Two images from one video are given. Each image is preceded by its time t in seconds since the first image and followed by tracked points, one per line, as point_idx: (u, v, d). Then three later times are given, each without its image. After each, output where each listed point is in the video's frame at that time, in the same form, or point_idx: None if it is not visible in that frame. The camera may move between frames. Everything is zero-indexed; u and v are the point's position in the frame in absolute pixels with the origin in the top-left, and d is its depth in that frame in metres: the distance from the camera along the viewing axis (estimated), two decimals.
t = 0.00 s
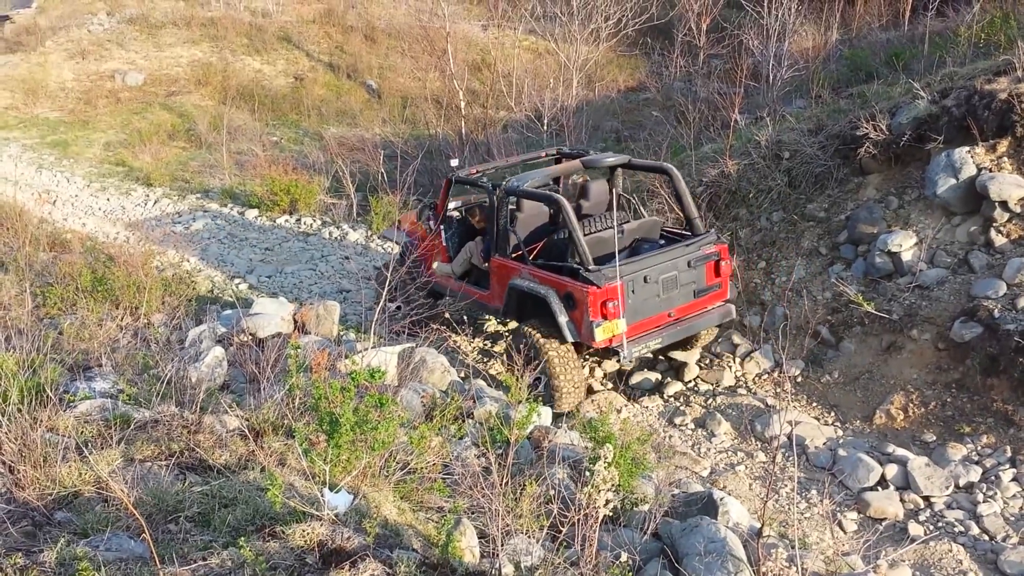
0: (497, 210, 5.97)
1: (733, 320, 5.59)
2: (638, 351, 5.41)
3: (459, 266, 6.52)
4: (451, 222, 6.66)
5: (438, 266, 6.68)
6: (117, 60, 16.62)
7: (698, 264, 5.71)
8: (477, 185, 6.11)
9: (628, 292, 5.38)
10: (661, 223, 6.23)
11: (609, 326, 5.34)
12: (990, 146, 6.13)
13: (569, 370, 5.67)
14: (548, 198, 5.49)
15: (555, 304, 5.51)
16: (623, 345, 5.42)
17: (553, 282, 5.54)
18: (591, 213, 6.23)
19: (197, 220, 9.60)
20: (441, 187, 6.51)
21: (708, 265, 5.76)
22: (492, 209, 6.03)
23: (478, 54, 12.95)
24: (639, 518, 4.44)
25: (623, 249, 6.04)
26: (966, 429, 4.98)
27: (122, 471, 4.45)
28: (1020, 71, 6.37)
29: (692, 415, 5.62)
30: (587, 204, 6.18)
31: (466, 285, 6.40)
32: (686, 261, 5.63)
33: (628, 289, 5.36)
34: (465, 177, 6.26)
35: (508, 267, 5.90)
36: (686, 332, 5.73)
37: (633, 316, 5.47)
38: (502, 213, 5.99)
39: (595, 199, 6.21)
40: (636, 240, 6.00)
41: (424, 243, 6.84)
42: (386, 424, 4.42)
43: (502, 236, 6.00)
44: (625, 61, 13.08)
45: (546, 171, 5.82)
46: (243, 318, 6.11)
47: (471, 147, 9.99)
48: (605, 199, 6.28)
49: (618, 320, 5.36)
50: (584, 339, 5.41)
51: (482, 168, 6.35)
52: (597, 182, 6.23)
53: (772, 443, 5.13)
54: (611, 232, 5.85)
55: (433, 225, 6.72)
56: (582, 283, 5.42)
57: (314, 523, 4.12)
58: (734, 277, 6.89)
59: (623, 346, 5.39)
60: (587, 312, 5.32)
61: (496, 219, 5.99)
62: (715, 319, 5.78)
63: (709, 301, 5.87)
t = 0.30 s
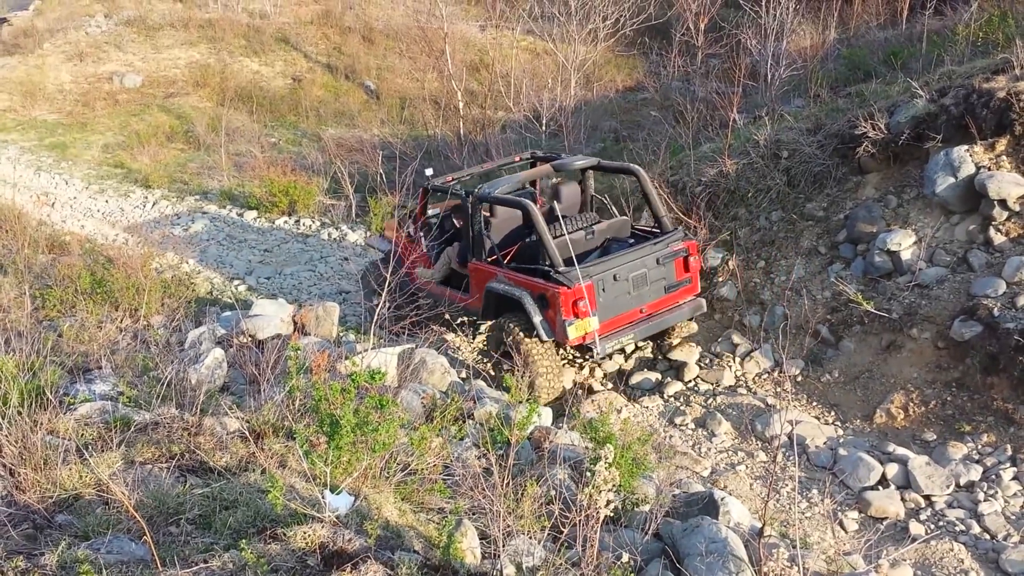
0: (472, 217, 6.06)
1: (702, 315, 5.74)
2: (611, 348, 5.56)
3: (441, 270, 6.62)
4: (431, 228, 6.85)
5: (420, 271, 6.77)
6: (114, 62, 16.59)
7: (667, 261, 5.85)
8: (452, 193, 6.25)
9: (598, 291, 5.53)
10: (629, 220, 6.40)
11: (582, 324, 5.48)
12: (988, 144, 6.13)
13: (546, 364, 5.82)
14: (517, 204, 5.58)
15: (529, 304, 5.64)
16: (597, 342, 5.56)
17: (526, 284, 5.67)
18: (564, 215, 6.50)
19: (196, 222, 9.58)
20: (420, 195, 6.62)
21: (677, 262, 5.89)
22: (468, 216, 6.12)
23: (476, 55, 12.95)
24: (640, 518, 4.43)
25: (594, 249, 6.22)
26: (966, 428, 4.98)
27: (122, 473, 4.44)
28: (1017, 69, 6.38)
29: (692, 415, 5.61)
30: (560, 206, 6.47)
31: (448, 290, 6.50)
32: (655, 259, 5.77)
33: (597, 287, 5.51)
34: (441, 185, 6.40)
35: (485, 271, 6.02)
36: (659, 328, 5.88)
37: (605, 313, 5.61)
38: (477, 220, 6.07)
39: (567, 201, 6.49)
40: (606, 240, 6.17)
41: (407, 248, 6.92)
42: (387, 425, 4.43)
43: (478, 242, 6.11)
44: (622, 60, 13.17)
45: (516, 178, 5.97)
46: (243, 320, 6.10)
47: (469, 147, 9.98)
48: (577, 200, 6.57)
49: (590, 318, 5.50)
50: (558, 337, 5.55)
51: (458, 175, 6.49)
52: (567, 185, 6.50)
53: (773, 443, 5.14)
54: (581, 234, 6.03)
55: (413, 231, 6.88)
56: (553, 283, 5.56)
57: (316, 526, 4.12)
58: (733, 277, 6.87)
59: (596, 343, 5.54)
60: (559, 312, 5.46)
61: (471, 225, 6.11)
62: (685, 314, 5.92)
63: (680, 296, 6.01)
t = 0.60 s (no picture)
0: (472, 197, 6.20)
1: (691, 297, 5.84)
2: (599, 324, 5.68)
3: (441, 253, 6.66)
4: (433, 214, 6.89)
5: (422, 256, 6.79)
6: (128, 62, 16.67)
7: (658, 245, 5.97)
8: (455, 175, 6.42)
9: (590, 268, 5.65)
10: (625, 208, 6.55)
11: (572, 297, 5.59)
12: (1003, 145, 6.09)
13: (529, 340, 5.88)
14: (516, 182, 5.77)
15: (523, 279, 5.75)
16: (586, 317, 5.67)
17: (521, 259, 5.79)
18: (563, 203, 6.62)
19: (209, 222, 9.61)
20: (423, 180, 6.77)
21: (669, 247, 6.01)
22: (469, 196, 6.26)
23: (488, 55, 12.96)
24: (653, 519, 4.41)
25: (591, 232, 6.36)
26: (980, 430, 4.94)
27: (136, 472, 4.46)
28: None
29: (704, 416, 5.58)
30: (558, 194, 6.58)
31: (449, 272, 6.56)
32: (647, 242, 5.90)
33: (589, 264, 5.63)
34: (444, 168, 6.56)
35: (483, 249, 6.13)
36: (647, 310, 5.98)
37: (595, 290, 5.73)
38: (477, 200, 6.21)
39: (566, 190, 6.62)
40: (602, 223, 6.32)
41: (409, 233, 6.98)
42: (399, 424, 4.48)
43: (478, 222, 6.24)
44: (634, 61, 13.05)
45: (517, 161, 6.18)
46: (256, 319, 6.11)
47: (481, 147, 9.97)
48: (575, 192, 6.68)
49: (581, 293, 5.61)
50: (549, 311, 5.66)
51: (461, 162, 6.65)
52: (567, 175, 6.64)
53: (785, 444, 5.11)
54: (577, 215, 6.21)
55: (415, 217, 6.93)
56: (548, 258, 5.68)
57: (328, 525, 4.12)
58: (745, 278, 6.83)
59: (585, 318, 5.64)
60: (551, 285, 5.57)
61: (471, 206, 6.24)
62: (675, 297, 6.03)
63: (671, 281, 6.12)
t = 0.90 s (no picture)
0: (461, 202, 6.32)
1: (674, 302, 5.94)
2: (585, 329, 5.79)
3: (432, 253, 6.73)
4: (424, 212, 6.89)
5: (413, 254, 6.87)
6: (147, 58, 16.73)
7: (641, 250, 6.04)
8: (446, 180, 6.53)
9: (575, 275, 5.74)
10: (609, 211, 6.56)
11: (559, 306, 5.70)
12: None
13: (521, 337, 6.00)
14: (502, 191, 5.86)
15: (511, 286, 5.86)
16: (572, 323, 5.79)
17: (509, 267, 5.89)
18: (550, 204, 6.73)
19: (226, 218, 9.63)
20: (414, 182, 6.86)
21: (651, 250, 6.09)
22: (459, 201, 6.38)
23: (506, 54, 12.94)
24: (667, 522, 4.38)
25: (575, 237, 6.36)
26: (999, 436, 4.87)
27: (152, 467, 4.46)
28: None
29: (720, 419, 5.53)
30: (546, 195, 6.71)
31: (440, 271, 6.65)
32: (630, 247, 5.96)
33: (574, 272, 5.72)
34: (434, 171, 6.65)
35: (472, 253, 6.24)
36: (631, 312, 6.08)
37: (581, 296, 5.82)
38: (466, 204, 6.33)
39: (552, 190, 6.72)
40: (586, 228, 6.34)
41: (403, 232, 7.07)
42: (414, 424, 4.45)
43: (468, 226, 6.38)
44: (652, 61, 13.24)
45: (504, 166, 6.28)
46: (271, 315, 6.11)
47: (498, 146, 9.94)
48: (562, 191, 6.83)
49: (567, 300, 5.72)
50: (536, 318, 5.78)
51: (452, 164, 6.72)
52: (552, 175, 6.74)
53: (803, 447, 5.07)
54: (562, 221, 6.22)
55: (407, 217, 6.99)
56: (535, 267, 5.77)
57: (343, 522, 4.11)
58: (763, 279, 6.74)
59: (572, 325, 5.75)
60: (538, 294, 5.67)
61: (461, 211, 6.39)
62: (657, 299, 6.11)
63: (653, 283, 6.21)
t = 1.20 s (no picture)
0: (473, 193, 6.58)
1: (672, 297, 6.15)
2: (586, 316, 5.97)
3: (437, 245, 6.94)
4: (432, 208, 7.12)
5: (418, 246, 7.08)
6: (170, 59, 16.89)
7: (642, 248, 6.27)
8: (458, 173, 6.77)
9: (580, 265, 5.94)
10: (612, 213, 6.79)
11: (563, 292, 5.89)
12: None
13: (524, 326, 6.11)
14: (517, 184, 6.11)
15: (518, 271, 6.05)
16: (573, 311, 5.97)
17: (518, 254, 6.09)
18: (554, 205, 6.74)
19: (246, 219, 9.72)
20: (426, 176, 7.10)
21: (652, 250, 6.34)
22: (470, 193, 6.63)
23: (524, 57, 13.00)
24: (682, 524, 4.41)
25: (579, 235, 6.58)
26: (1015, 442, 4.86)
27: (173, 464, 4.52)
28: None
29: (735, 422, 5.53)
30: (552, 196, 6.69)
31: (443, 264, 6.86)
32: (632, 245, 6.19)
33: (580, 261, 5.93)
34: (447, 165, 6.88)
35: (480, 241, 6.44)
36: (629, 307, 6.27)
37: (583, 286, 6.01)
38: (477, 197, 6.60)
39: (558, 192, 6.73)
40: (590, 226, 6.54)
41: (410, 225, 7.29)
42: (431, 424, 4.48)
43: (477, 218, 6.65)
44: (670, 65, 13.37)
45: (516, 163, 6.51)
46: (291, 315, 6.17)
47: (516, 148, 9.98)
48: (569, 196, 6.82)
49: (571, 288, 5.91)
50: (540, 303, 5.96)
51: (464, 161, 6.94)
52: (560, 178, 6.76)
53: (817, 452, 5.09)
54: (569, 217, 6.41)
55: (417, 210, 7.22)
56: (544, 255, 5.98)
57: (361, 521, 4.14)
58: (779, 284, 6.72)
59: (574, 311, 5.94)
60: (544, 280, 5.87)
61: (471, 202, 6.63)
62: (654, 297, 6.31)
63: (652, 282, 6.43)
